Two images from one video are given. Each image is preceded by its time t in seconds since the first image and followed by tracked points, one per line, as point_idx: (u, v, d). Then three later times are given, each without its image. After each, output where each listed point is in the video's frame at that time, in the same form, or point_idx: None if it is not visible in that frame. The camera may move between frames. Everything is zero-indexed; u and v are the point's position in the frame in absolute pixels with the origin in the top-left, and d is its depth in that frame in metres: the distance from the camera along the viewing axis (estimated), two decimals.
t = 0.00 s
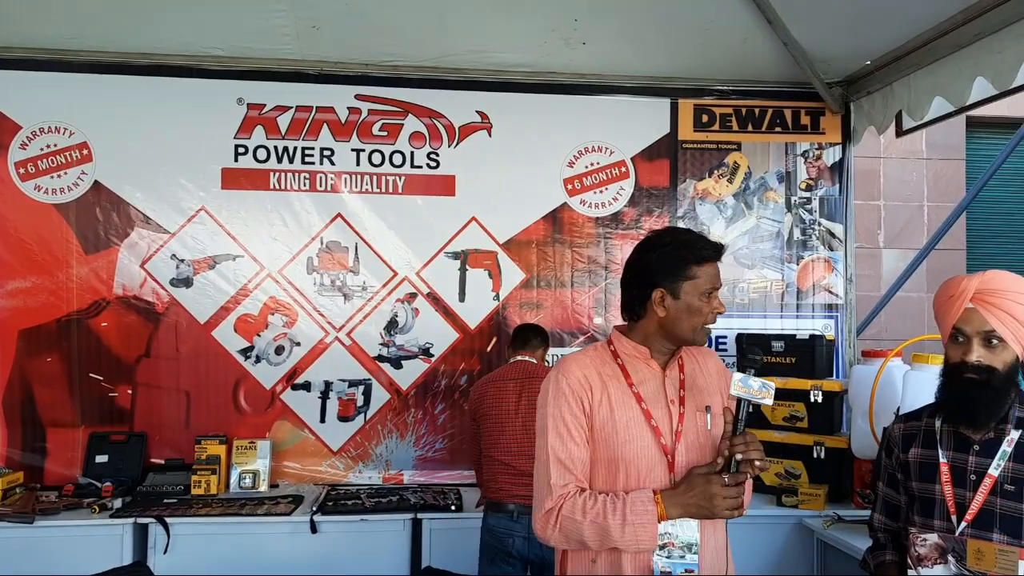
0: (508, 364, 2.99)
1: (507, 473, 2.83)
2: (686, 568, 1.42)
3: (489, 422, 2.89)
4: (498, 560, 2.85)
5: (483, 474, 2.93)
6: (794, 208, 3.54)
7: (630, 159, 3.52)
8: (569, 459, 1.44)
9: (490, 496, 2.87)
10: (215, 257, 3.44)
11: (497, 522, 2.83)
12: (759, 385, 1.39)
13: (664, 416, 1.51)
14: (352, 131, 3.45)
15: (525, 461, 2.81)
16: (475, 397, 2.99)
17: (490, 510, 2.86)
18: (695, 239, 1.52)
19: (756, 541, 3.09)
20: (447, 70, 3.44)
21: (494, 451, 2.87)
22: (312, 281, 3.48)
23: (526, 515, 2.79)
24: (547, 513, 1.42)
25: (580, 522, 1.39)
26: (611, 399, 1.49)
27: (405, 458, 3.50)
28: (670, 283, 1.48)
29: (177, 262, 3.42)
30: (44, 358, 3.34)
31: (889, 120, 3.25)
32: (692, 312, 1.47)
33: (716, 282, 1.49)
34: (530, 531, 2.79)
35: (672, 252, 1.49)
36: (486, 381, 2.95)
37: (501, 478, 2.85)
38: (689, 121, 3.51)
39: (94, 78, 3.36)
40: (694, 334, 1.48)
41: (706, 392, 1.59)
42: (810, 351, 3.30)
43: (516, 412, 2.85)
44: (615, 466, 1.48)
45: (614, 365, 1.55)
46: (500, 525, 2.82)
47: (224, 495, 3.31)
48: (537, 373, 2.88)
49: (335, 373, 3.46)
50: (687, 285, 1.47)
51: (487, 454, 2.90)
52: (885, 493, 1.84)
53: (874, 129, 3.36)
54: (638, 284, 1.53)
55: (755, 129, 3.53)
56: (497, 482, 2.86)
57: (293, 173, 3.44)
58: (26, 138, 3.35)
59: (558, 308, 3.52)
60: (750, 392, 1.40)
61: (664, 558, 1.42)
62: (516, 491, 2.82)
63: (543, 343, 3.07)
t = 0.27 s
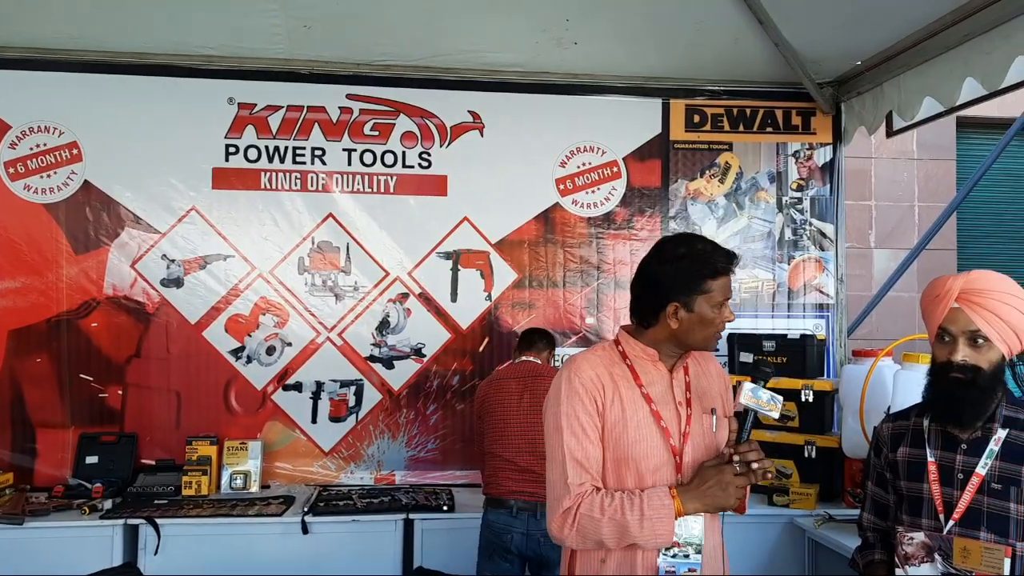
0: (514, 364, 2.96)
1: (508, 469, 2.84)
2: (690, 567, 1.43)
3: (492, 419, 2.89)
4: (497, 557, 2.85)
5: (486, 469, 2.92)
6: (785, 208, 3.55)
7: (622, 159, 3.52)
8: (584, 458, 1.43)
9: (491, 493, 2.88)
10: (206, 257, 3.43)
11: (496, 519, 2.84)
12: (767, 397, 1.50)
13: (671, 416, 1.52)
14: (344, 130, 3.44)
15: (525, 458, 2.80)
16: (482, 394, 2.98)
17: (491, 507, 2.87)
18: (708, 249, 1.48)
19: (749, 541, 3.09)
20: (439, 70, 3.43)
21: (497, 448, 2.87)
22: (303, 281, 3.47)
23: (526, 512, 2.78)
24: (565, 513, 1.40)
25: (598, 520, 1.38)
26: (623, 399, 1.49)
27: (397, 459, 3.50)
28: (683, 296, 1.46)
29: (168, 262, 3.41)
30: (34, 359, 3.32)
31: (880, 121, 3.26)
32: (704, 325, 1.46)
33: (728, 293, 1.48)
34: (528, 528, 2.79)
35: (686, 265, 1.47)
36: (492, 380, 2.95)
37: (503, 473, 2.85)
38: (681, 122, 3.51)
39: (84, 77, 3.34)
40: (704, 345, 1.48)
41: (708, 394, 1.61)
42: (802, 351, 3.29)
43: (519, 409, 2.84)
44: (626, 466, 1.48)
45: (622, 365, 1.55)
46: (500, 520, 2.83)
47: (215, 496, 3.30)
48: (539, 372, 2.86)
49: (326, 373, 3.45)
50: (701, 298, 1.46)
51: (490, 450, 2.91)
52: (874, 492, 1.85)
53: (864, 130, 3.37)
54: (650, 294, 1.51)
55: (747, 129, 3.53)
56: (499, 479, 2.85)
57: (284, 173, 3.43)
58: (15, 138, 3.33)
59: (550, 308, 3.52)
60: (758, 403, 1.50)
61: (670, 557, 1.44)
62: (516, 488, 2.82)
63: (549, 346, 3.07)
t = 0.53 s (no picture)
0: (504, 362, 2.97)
1: (499, 468, 2.84)
2: (709, 567, 1.59)
3: (483, 417, 2.89)
4: (484, 556, 2.85)
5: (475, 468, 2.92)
6: (775, 208, 3.56)
7: (613, 159, 3.52)
8: (622, 459, 1.52)
9: (480, 492, 2.87)
10: (197, 257, 3.42)
11: (487, 518, 2.83)
12: (819, 409, 1.60)
13: (694, 416, 1.65)
14: (334, 130, 3.44)
15: (519, 457, 2.82)
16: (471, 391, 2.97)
17: (481, 506, 2.86)
18: (733, 254, 1.60)
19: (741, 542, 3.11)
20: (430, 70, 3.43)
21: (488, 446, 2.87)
22: (294, 282, 3.46)
23: (519, 510, 2.80)
24: (611, 511, 1.48)
25: (643, 518, 1.47)
26: (651, 402, 1.62)
27: (388, 459, 3.49)
28: (708, 298, 1.58)
29: (158, 263, 3.40)
30: (24, 360, 3.31)
31: (869, 121, 3.27)
32: (725, 325, 1.58)
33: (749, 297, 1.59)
34: (521, 527, 2.81)
35: (712, 267, 1.58)
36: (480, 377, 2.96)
37: (495, 473, 2.85)
38: (672, 122, 3.52)
39: (73, 77, 3.32)
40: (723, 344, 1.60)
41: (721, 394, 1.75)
42: (791, 349, 3.34)
43: (512, 408, 2.86)
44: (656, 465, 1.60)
45: (647, 369, 1.66)
46: (491, 520, 2.82)
47: (206, 497, 3.29)
48: (537, 371, 2.90)
49: (317, 374, 3.45)
50: (724, 301, 1.57)
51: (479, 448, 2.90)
52: (866, 490, 1.85)
53: (854, 129, 3.39)
54: (675, 292, 1.62)
55: (737, 129, 3.54)
56: (490, 477, 2.85)
57: (274, 173, 3.43)
58: (4, 138, 3.31)
59: (541, 307, 3.52)
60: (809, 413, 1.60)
61: (690, 558, 1.59)
62: (508, 487, 2.83)
63: (540, 341, 3.07)
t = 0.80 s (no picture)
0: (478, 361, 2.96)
1: (475, 474, 2.85)
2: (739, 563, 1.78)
3: (455, 424, 2.89)
4: (463, 560, 2.87)
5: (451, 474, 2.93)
6: (764, 207, 3.57)
7: (604, 159, 3.53)
8: (657, 456, 1.65)
9: (457, 498, 2.89)
10: (186, 256, 3.40)
11: (464, 523, 2.85)
12: (859, 414, 1.61)
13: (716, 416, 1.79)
14: (324, 129, 3.43)
15: (494, 463, 2.84)
16: (440, 397, 2.96)
17: (457, 512, 2.87)
18: (763, 259, 1.69)
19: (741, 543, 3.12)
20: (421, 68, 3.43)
21: (463, 453, 2.88)
22: (284, 281, 3.45)
23: (496, 517, 2.81)
24: (651, 509, 1.61)
25: (682, 514, 1.60)
26: (678, 402, 1.74)
27: (379, 459, 3.49)
28: (737, 301, 1.67)
29: (146, 262, 3.38)
30: (11, 360, 3.28)
31: (858, 120, 3.28)
32: (750, 329, 1.68)
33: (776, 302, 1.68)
34: (497, 533, 2.82)
35: (743, 271, 1.67)
36: (448, 382, 2.94)
37: (472, 479, 2.86)
38: (662, 121, 3.52)
39: (60, 75, 3.30)
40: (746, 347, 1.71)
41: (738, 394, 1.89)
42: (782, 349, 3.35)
43: (486, 413, 2.86)
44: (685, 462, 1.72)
45: (673, 368, 1.78)
46: (468, 526, 2.84)
47: (196, 497, 3.28)
48: (508, 371, 2.90)
49: (307, 373, 3.44)
50: (753, 305, 1.66)
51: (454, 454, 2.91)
52: (863, 486, 1.88)
53: (843, 129, 3.40)
54: (706, 293, 1.71)
55: (727, 128, 3.55)
56: (466, 483, 2.87)
57: (264, 172, 3.41)
58: None
59: (531, 306, 3.52)
60: (849, 416, 1.62)
61: (722, 558, 1.76)
62: (485, 493, 2.84)
63: (510, 337, 3.02)
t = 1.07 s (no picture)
0: (440, 360, 2.94)
1: (438, 477, 2.86)
2: (735, 561, 1.80)
3: (417, 426, 2.89)
4: (430, 560, 2.89)
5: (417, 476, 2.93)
6: (745, 205, 3.59)
7: (586, 156, 3.53)
8: (651, 456, 1.67)
9: (422, 500, 2.90)
10: (164, 254, 3.37)
11: (429, 525, 2.88)
12: (857, 423, 1.68)
13: (713, 417, 1.81)
14: (305, 125, 3.40)
15: (458, 466, 2.83)
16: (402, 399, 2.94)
17: (423, 513, 2.90)
18: (761, 260, 1.71)
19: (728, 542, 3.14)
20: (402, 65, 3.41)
21: (426, 456, 2.87)
22: (265, 278, 3.42)
23: (460, 518, 2.83)
24: (643, 507, 1.63)
25: (673, 514, 1.62)
26: (675, 402, 1.76)
27: (361, 457, 3.48)
28: (735, 303, 1.69)
29: (125, 259, 3.34)
30: None
31: (838, 119, 3.30)
32: (748, 329, 1.71)
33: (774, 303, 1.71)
34: (461, 535, 2.83)
35: (741, 273, 1.69)
36: (411, 384, 2.93)
37: (435, 481, 2.86)
38: (644, 119, 3.53)
39: (36, 70, 3.25)
40: (742, 346, 1.74)
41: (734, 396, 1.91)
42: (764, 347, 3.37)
43: (449, 415, 2.85)
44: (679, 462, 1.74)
45: (671, 368, 1.80)
46: (433, 528, 2.87)
47: (175, 496, 3.25)
48: (468, 370, 2.88)
49: (287, 372, 3.41)
50: (750, 306, 1.69)
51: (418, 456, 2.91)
52: (852, 480, 1.92)
53: (823, 127, 3.42)
54: (703, 294, 1.73)
55: (708, 127, 3.56)
56: (430, 485, 2.87)
57: (244, 168, 3.38)
58: None
59: (514, 304, 3.52)
60: (846, 426, 1.69)
61: (718, 557, 1.79)
62: (449, 494, 2.84)
63: (473, 333, 3.00)
